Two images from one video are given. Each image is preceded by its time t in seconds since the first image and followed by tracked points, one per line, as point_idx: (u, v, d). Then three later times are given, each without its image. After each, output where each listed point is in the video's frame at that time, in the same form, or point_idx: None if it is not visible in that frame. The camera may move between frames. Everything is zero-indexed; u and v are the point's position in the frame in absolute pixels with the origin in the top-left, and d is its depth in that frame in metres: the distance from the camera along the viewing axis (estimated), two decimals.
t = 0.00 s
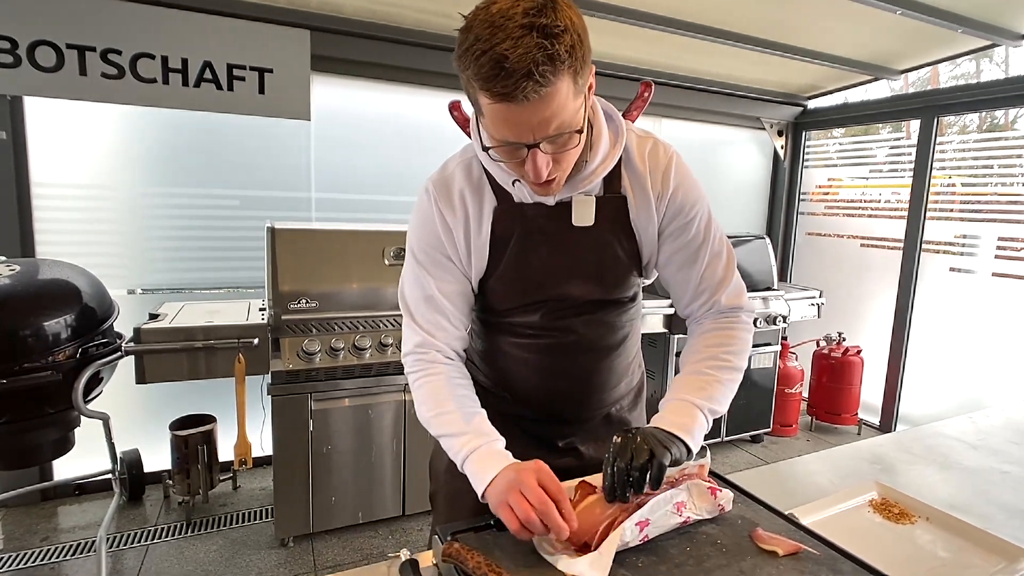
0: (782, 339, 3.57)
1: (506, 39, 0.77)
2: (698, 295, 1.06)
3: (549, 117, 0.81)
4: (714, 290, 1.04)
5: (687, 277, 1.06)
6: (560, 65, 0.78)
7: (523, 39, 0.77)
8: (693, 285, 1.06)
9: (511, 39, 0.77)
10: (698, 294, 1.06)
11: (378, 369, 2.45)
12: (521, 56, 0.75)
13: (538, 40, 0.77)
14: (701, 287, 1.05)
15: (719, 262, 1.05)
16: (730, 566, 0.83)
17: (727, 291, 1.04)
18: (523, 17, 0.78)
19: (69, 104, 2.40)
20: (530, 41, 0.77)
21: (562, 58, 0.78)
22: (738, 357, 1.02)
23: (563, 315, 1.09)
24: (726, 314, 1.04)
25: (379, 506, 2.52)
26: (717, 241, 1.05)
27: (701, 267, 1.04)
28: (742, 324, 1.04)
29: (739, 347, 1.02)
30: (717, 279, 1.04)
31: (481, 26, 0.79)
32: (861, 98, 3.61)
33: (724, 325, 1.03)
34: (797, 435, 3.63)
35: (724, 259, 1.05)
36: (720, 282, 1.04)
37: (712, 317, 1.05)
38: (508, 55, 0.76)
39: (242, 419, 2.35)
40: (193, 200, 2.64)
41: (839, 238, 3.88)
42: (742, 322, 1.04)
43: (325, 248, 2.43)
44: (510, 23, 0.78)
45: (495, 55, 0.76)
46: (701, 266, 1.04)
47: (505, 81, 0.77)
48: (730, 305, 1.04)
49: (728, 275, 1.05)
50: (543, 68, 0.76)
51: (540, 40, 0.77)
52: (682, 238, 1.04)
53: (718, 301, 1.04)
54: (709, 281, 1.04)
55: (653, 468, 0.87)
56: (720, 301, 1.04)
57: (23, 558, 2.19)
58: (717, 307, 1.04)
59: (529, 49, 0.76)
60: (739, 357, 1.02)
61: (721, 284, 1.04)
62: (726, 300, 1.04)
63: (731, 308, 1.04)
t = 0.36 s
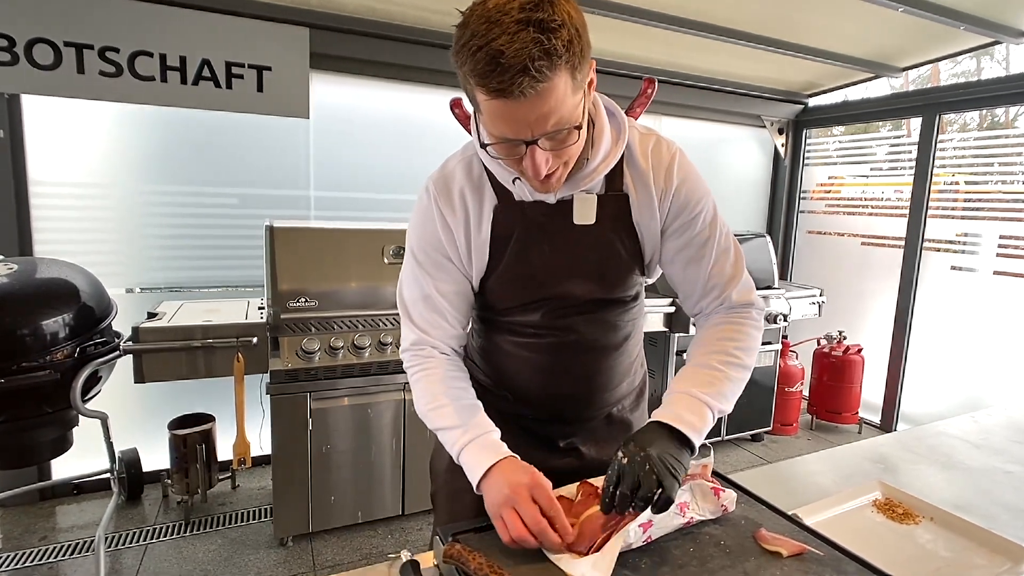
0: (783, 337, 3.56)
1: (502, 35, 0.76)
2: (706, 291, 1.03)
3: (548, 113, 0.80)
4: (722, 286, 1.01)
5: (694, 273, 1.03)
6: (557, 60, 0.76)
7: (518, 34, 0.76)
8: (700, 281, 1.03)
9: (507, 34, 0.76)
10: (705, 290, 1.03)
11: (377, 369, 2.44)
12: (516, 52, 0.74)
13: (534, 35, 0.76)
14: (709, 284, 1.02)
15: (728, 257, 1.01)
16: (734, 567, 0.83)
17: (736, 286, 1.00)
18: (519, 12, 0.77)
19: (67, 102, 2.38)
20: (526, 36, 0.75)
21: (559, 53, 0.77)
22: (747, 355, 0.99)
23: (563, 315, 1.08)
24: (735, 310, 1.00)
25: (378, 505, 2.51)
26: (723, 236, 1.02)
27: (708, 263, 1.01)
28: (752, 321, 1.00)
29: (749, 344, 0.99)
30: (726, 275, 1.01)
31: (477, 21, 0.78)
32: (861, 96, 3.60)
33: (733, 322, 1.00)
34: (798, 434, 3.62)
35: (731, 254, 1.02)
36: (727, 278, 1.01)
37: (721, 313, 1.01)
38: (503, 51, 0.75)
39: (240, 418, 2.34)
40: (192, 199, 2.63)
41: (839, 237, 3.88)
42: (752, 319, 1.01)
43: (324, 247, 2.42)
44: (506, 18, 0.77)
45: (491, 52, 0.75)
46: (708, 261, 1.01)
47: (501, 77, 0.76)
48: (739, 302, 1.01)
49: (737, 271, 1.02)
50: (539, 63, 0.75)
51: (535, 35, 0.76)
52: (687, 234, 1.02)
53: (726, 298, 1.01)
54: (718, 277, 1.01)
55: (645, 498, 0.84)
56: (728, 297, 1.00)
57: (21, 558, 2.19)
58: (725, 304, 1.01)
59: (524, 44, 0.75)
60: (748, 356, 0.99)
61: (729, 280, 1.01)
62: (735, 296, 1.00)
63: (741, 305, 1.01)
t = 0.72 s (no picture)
0: (778, 335, 3.54)
1: (473, 19, 0.74)
2: (699, 287, 0.97)
3: (523, 100, 0.77)
4: (717, 280, 0.96)
5: (687, 268, 0.98)
6: (529, 45, 0.74)
7: (490, 19, 0.73)
8: (693, 276, 0.98)
9: (478, 19, 0.74)
10: (700, 286, 0.97)
11: (369, 367, 2.41)
12: (486, 37, 0.72)
13: (505, 19, 0.73)
14: (704, 279, 0.96)
15: (721, 248, 0.97)
16: (729, 569, 0.80)
17: (731, 280, 0.95)
18: None
19: (52, 97, 2.34)
20: (496, 21, 0.73)
21: (531, 37, 0.74)
22: (746, 354, 0.94)
23: (552, 311, 1.05)
24: (732, 306, 0.95)
25: (371, 506, 2.48)
26: (716, 227, 0.97)
27: (701, 256, 0.96)
28: (750, 316, 0.95)
29: (749, 342, 0.94)
30: (719, 268, 0.96)
31: (448, 6, 0.76)
32: (856, 93, 3.59)
33: (730, 318, 0.94)
34: (794, 432, 3.61)
35: (725, 245, 0.97)
36: (722, 271, 0.96)
37: (717, 310, 0.96)
38: (473, 36, 0.72)
39: (230, 417, 2.31)
40: (181, 196, 2.59)
41: (833, 234, 3.87)
42: (750, 314, 0.95)
43: (314, 244, 2.39)
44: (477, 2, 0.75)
45: (461, 36, 0.73)
46: (701, 254, 0.96)
47: (472, 63, 0.73)
48: (735, 296, 0.96)
49: (732, 263, 0.97)
50: (510, 48, 0.72)
51: (507, 19, 0.73)
52: (677, 226, 0.97)
53: (722, 292, 0.95)
54: (712, 271, 0.96)
55: (639, 534, 0.81)
56: (724, 292, 0.95)
57: (6, 560, 2.15)
58: (722, 299, 0.96)
59: (495, 28, 0.72)
60: (748, 354, 0.94)
61: (724, 273, 0.96)
62: (730, 290, 0.95)
63: (737, 299, 0.96)
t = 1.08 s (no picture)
0: (770, 327, 3.51)
1: None
2: (685, 276, 0.92)
3: (500, 66, 0.72)
4: (704, 268, 0.91)
5: (673, 255, 0.93)
6: (506, 3, 0.68)
7: None
8: (679, 264, 0.93)
9: None
10: (687, 274, 0.92)
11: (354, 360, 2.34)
12: None
13: None
14: (691, 267, 0.91)
15: (709, 235, 0.92)
16: (717, 572, 0.76)
17: (718, 267, 0.91)
18: None
19: (23, 83, 2.26)
20: None
21: None
22: (733, 347, 0.89)
23: (535, 299, 1.00)
24: (719, 295, 0.90)
25: (357, 502, 2.44)
26: (704, 212, 0.92)
27: (688, 242, 0.91)
28: (738, 307, 0.90)
29: (737, 335, 0.89)
30: (706, 255, 0.91)
31: None
32: (849, 83, 3.55)
33: (717, 308, 0.89)
34: (786, 424, 3.58)
35: (712, 232, 0.92)
36: (710, 258, 0.91)
37: (703, 299, 0.91)
38: None
39: (210, 413, 2.25)
40: (160, 186, 2.52)
41: (825, 225, 3.84)
42: (739, 304, 0.90)
43: (296, 236, 2.34)
44: None
45: None
46: (687, 240, 0.91)
47: (445, 22, 0.68)
48: (723, 284, 0.91)
49: (719, 250, 0.92)
50: (485, 6, 0.67)
51: None
52: (664, 210, 0.92)
53: (709, 280, 0.90)
54: (699, 258, 0.91)
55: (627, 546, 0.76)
56: (711, 280, 0.90)
57: None
58: (708, 288, 0.91)
59: None
60: (736, 348, 0.89)
61: (711, 261, 0.91)
62: (717, 279, 0.90)
63: (725, 288, 0.91)
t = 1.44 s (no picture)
0: (769, 309, 3.45)
1: None
2: (672, 245, 0.86)
3: None
4: (691, 238, 0.84)
5: (661, 222, 0.86)
6: None
7: None
8: (666, 232, 0.85)
9: None
10: (673, 244, 0.85)
11: (341, 343, 2.27)
12: None
13: None
14: (677, 236, 0.84)
15: (701, 203, 0.85)
16: (709, 562, 0.70)
17: (707, 239, 0.84)
18: None
19: None
20: None
21: None
22: (716, 328, 0.82)
23: (516, 269, 0.93)
24: (706, 268, 0.84)
25: (346, 488, 2.38)
26: (697, 177, 0.85)
27: (677, 209, 0.84)
28: (725, 283, 0.83)
29: (721, 314, 0.82)
30: (696, 224, 0.84)
31: None
32: (852, 60, 3.46)
33: (702, 282, 0.82)
34: (784, 407, 3.54)
35: (704, 201, 0.85)
36: (699, 228, 0.84)
37: (688, 272, 0.84)
38: None
39: (193, 397, 2.19)
40: (139, 163, 2.43)
41: (825, 207, 3.77)
42: (726, 280, 0.84)
43: (279, 215, 2.25)
44: None
45: None
46: (677, 206, 0.84)
47: None
48: (711, 257, 0.84)
49: (710, 220, 0.85)
50: None
51: None
52: (654, 172, 0.85)
53: (696, 251, 0.83)
54: (688, 226, 0.84)
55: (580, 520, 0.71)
56: (698, 251, 0.83)
57: None
58: (695, 260, 0.84)
59: None
60: (719, 330, 0.83)
61: (700, 231, 0.84)
62: (705, 251, 0.83)
63: (713, 261, 0.84)
